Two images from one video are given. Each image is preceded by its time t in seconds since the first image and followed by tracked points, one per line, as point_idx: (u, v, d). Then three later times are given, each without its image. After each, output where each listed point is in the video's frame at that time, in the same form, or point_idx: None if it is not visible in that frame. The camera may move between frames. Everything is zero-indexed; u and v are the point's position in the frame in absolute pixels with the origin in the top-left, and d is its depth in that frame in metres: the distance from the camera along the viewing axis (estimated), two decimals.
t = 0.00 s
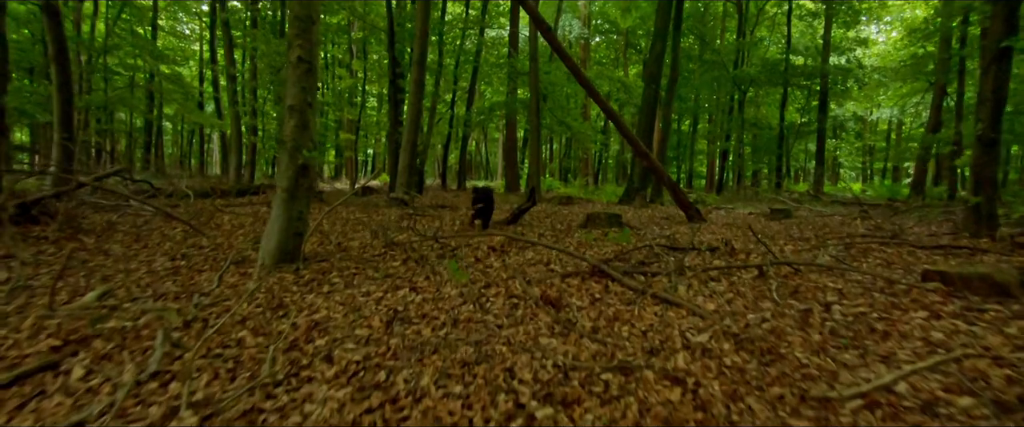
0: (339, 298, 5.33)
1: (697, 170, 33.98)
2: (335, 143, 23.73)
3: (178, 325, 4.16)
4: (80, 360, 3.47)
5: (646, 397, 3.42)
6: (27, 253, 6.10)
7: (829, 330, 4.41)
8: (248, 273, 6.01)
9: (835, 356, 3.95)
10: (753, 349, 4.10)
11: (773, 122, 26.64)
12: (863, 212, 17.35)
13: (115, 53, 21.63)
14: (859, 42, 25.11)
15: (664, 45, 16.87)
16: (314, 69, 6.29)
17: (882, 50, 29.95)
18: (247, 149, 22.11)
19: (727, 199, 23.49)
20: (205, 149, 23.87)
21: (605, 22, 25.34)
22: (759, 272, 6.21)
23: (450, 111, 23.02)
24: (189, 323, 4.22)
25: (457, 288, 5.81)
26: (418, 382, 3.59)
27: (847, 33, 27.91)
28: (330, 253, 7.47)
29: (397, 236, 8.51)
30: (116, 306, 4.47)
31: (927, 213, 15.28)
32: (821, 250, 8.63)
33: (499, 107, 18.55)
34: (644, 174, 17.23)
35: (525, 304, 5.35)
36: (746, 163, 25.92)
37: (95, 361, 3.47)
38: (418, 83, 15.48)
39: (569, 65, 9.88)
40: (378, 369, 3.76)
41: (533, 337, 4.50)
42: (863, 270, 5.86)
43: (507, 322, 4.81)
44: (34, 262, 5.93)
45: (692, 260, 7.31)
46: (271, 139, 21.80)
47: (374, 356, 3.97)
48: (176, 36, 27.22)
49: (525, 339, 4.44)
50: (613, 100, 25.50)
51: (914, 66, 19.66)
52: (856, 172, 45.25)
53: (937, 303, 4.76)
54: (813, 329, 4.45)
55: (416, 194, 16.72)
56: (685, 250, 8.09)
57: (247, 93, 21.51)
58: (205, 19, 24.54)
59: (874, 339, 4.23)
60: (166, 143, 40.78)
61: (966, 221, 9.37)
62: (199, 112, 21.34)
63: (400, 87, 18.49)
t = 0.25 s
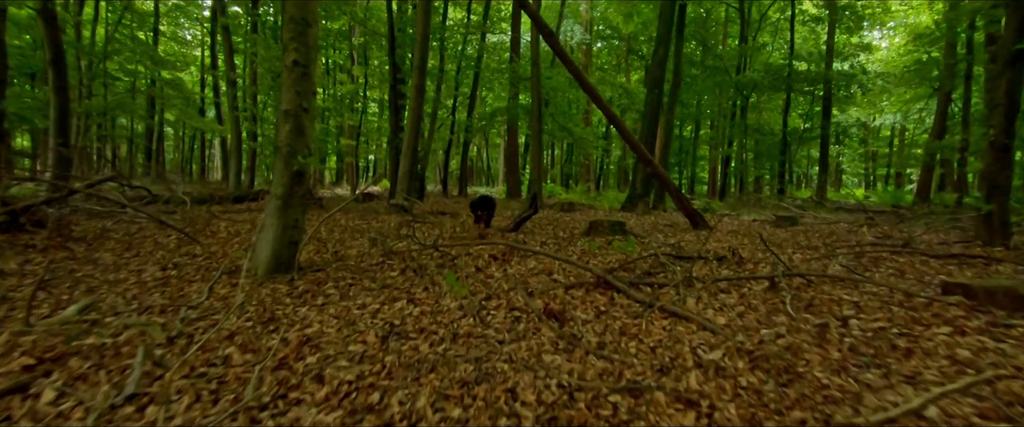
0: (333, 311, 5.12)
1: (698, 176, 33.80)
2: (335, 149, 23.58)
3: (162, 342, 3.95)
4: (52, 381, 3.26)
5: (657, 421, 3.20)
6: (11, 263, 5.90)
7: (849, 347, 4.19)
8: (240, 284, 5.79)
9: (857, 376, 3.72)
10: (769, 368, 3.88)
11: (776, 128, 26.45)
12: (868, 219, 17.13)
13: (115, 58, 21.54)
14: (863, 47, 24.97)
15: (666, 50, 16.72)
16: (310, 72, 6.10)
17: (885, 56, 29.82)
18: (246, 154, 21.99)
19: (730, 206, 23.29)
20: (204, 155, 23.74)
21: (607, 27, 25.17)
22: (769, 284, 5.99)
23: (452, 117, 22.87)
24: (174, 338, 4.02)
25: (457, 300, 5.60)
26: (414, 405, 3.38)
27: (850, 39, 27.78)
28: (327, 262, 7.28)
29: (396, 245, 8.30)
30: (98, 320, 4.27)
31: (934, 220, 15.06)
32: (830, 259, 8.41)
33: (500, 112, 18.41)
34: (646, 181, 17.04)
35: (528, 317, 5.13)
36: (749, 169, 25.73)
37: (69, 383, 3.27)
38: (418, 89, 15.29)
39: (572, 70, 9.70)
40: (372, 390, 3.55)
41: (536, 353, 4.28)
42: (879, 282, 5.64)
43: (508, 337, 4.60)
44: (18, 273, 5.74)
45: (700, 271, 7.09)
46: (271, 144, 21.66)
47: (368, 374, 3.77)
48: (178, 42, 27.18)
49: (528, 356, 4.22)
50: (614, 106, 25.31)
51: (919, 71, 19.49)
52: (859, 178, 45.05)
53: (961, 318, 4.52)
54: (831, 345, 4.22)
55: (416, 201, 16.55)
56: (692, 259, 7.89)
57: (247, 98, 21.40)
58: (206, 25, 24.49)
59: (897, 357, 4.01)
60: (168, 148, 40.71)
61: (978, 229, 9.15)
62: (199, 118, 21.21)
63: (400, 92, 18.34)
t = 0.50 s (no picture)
0: (327, 323, 4.89)
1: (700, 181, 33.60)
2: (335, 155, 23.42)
3: (141, 357, 3.73)
4: (17, 403, 3.05)
5: None
6: None
7: (870, 363, 3.95)
8: (230, 294, 5.58)
9: (881, 395, 3.48)
10: (786, 385, 3.65)
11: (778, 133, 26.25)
12: (874, 225, 16.91)
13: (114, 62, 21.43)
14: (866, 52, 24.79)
15: (669, 54, 16.53)
16: (304, 74, 5.91)
17: (887, 61, 29.64)
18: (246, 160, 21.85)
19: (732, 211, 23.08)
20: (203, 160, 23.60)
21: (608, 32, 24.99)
22: (781, 294, 5.76)
23: (452, 122, 22.69)
24: (154, 353, 3.81)
25: (456, 311, 5.37)
26: None
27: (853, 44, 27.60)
28: (322, 270, 7.06)
29: (393, 253, 8.07)
30: (76, 333, 4.06)
31: (941, 226, 14.83)
32: (840, 268, 8.18)
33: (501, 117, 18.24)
34: (649, 186, 16.84)
35: (530, 329, 4.91)
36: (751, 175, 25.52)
37: (37, 404, 3.05)
38: (418, 93, 15.10)
39: (574, 74, 9.51)
40: (364, 410, 3.32)
41: (539, 368, 4.05)
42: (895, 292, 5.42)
43: (509, 351, 4.37)
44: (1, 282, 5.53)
45: (707, 280, 6.86)
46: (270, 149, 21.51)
47: (360, 393, 3.54)
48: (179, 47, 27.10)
49: (531, 371, 3.99)
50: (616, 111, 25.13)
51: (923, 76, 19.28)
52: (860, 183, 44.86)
53: (989, 332, 4.28)
54: (852, 360, 3.99)
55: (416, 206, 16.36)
56: (699, 268, 7.66)
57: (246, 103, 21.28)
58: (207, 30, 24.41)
59: (923, 374, 3.77)
60: (169, 154, 40.68)
61: (992, 236, 8.90)
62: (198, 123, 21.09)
63: (400, 97, 18.18)
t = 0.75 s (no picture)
0: (318, 334, 4.66)
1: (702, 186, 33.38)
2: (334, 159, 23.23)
3: (116, 374, 3.51)
4: None
5: None
6: None
7: (895, 379, 3.71)
8: (218, 303, 5.35)
9: (909, 415, 3.25)
10: (806, 404, 3.42)
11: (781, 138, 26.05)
12: (878, 231, 16.69)
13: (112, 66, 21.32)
14: (869, 56, 24.62)
15: (671, 58, 16.35)
16: (298, 75, 5.69)
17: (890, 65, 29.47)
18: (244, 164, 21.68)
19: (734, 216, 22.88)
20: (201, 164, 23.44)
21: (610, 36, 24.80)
22: (793, 303, 5.52)
23: (452, 127, 22.50)
24: (131, 368, 3.59)
25: (454, 321, 5.14)
26: None
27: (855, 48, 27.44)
28: (316, 278, 6.83)
29: (390, 260, 7.84)
30: (49, 347, 3.84)
31: (947, 231, 14.59)
32: (851, 275, 7.94)
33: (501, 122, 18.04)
34: (651, 191, 16.63)
35: (532, 341, 4.67)
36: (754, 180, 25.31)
37: None
38: (417, 97, 14.89)
39: (576, 77, 9.31)
40: None
41: (542, 385, 3.81)
42: (914, 302, 5.19)
43: (510, 365, 4.13)
44: None
45: (715, 288, 6.62)
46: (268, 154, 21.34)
47: (349, 412, 3.31)
48: (178, 52, 26.97)
49: (533, 388, 3.75)
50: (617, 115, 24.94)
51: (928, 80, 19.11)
52: (862, 188, 44.64)
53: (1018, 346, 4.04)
54: (874, 376, 3.76)
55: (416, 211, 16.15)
56: (704, 275, 7.42)
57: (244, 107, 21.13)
58: (207, 35, 24.30)
59: (952, 391, 3.53)
60: (169, 158, 40.56)
61: (1006, 242, 8.66)
62: (196, 127, 20.95)
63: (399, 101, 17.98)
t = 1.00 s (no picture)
0: (307, 347, 4.43)
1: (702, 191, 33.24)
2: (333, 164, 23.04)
3: (86, 393, 3.31)
4: None
5: None
6: None
7: (921, 398, 3.47)
8: (205, 313, 5.12)
9: None
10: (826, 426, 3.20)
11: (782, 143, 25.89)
12: (883, 236, 16.46)
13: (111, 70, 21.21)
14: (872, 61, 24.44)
15: (673, 62, 16.14)
16: (289, 75, 5.48)
17: (892, 70, 29.31)
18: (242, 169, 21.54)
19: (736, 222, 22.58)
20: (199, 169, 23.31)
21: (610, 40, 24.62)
22: (806, 314, 5.27)
23: (452, 131, 22.30)
24: (103, 385, 3.40)
25: (451, 333, 4.90)
26: None
27: (857, 53, 27.30)
28: (309, 286, 6.60)
29: (386, 267, 7.60)
30: (18, 363, 3.66)
31: (954, 237, 14.36)
32: (861, 283, 7.71)
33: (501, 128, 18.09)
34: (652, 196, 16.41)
35: (533, 355, 4.43)
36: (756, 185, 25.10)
37: None
38: (415, 99, 14.68)
39: (578, 80, 9.09)
40: None
41: (544, 403, 3.57)
42: (935, 312, 4.95)
43: (509, 381, 3.90)
44: None
45: (722, 297, 6.38)
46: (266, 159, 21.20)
47: None
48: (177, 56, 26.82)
49: (534, 406, 3.52)
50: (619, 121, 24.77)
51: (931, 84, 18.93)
52: (863, 193, 44.41)
53: None
54: (898, 394, 3.53)
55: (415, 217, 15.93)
56: (708, 284, 7.18)
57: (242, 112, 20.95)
58: (206, 39, 24.20)
59: (984, 413, 3.29)
60: (168, 163, 40.37)
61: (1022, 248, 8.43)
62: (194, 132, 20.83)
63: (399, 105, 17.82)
